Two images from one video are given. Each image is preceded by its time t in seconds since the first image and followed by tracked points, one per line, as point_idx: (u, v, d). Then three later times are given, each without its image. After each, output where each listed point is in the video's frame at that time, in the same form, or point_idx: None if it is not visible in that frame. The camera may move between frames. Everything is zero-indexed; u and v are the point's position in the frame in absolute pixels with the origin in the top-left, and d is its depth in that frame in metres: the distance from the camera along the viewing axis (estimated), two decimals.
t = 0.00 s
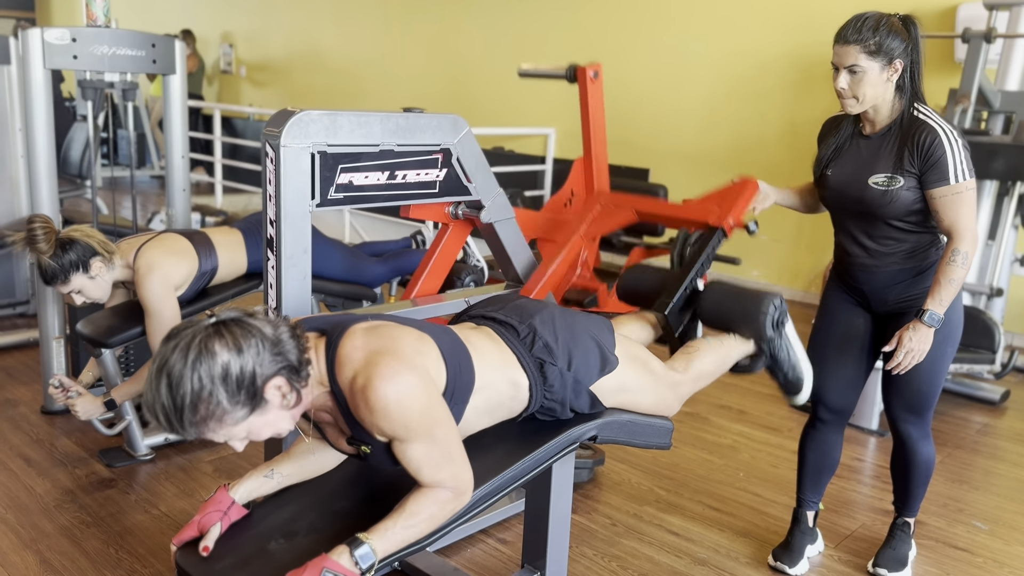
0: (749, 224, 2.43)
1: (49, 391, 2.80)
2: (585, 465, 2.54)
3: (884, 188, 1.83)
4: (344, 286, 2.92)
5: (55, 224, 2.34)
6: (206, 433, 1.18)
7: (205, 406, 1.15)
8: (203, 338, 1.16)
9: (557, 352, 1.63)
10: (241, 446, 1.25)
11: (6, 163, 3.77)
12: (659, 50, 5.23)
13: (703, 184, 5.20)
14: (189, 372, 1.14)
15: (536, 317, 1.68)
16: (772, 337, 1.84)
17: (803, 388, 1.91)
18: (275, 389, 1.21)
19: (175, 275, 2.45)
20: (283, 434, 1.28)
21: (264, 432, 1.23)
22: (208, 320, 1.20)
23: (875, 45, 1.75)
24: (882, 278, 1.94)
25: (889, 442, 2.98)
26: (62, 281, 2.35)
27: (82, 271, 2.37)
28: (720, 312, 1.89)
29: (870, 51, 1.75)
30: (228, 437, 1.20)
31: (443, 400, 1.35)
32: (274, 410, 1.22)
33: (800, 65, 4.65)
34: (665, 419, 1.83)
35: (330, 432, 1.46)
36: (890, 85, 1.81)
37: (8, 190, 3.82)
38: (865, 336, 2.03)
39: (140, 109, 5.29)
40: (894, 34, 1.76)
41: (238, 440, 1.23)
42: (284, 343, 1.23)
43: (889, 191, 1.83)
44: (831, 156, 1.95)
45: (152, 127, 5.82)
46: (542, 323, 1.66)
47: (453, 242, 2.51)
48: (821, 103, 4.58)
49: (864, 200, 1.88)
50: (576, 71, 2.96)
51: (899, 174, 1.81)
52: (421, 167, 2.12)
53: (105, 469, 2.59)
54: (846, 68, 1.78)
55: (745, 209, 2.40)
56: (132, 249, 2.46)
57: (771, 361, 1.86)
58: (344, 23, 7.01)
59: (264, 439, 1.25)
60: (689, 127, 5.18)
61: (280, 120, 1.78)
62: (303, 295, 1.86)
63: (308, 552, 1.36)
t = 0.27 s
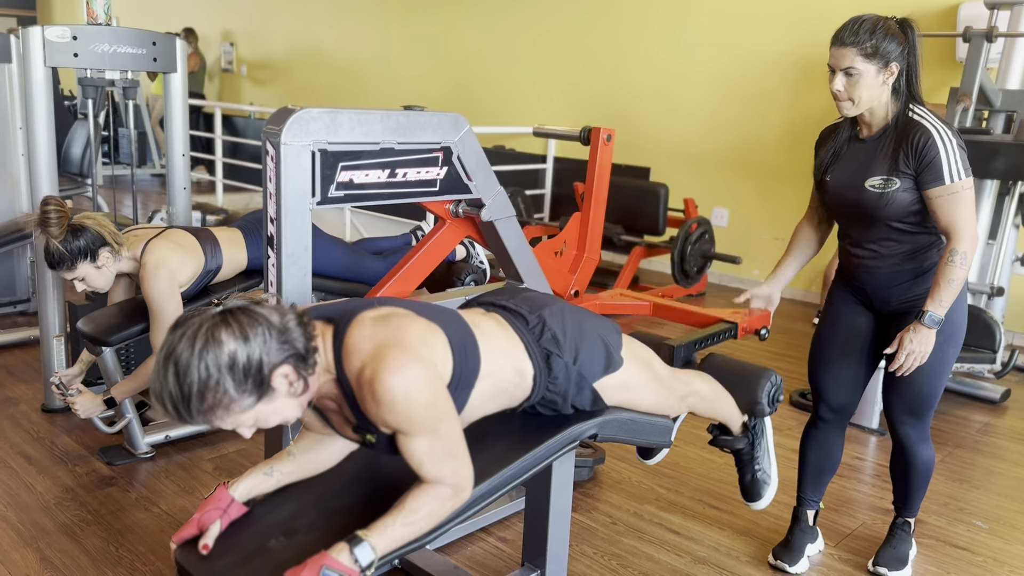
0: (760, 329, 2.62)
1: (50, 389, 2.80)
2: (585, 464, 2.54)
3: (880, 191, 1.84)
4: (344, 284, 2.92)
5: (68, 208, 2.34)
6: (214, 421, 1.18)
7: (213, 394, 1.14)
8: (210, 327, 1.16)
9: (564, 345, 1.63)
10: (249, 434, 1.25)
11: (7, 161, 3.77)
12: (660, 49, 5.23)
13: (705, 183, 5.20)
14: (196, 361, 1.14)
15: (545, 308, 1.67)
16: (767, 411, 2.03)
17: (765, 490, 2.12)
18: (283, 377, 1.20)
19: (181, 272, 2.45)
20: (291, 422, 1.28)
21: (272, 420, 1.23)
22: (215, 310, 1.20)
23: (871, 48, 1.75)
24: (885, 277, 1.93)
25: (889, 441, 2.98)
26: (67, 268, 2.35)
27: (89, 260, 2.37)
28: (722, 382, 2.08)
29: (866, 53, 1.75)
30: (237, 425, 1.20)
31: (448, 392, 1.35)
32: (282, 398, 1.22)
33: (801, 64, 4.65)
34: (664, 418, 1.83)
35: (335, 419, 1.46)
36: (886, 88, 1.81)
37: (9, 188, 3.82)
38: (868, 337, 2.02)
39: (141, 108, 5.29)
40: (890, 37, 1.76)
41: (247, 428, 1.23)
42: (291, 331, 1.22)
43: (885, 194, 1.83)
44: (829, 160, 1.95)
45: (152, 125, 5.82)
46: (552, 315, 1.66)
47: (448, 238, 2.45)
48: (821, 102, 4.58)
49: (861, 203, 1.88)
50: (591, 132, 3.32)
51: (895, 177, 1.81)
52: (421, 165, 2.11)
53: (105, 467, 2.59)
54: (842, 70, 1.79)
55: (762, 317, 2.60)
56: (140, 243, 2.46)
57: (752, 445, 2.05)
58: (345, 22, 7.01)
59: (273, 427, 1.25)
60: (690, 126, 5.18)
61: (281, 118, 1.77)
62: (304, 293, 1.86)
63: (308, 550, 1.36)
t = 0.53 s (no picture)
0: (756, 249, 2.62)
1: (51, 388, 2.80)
2: (586, 462, 2.54)
3: (881, 186, 1.84)
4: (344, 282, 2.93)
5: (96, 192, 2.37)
6: (214, 430, 1.19)
7: (212, 403, 1.15)
8: (210, 336, 1.16)
9: (563, 348, 1.63)
10: (249, 441, 1.26)
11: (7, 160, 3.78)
12: (661, 48, 5.23)
13: (705, 182, 5.20)
14: (196, 369, 1.14)
15: (542, 311, 1.68)
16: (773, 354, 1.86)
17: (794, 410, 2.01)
18: (283, 385, 1.20)
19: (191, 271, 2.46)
20: (290, 429, 1.28)
21: (272, 428, 1.23)
22: (215, 318, 1.20)
23: (877, 43, 1.75)
24: (884, 275, 1.94)
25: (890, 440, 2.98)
26: (80, 253, 2.37)
27: (103, 249, 2.39)
28: (724, 328, 1.90)
29: (872, 48, 1.75)
30: (236, 433, 1.21)
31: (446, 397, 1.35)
32: (281, 406, 1.22)
33: (801, 63, 4.65)
34: (665, 416, 1.84)
35: (334, 427, 1.47)
36: (892, 83, 1.81)
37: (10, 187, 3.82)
38: (869, 335, 2.02)
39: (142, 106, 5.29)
40: (897, 33, 1.76)
41: (246, 435, 1.23)
42: (291, 339, 1.22)
43: (886, 188, 1.83)
44: (830, 155, 1.95)
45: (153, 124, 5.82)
46: (549, 317, 1.66)
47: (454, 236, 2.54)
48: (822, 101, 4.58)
49: (864, 198, 1.88)
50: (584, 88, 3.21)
51: (896, 172, 1.81)
52: (422, 164, 2.12)
53: (106, 466, 2.59)
54: (849, 65, 1.78)
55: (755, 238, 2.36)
56: (156, 238, 2.47)
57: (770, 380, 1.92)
58: (345, 20, 7.01)
59: (272, 435, 1.25)
60: (691, 125, 5.18)
61: (282, 117, 1.78)
62: (304, 292, 1.86)
63: (308, 549, 1.36)
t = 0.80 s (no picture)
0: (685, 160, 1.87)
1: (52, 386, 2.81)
2: (586, 461, 2.54)
3: (884, 176, 1.83)
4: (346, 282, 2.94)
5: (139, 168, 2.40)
6: (205, 437, 1.19)
7: (203, 411, 1.15)
8: (201, 343, 1.16)
9: (557, 347, 1.62)
10: (241, 449, 1.26)
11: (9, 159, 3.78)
12: (661, 47, 5.23)
13: (705, 181, 5.20)
14: (187, 377, 1.15)
15: (534, 310, 1.66)
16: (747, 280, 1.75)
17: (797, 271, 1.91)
18: (274, 393, 1.21)
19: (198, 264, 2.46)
20: (282, 436, 1.28)
21: (263, 435, 1.24)
22: (207, 325, 1.20)
23: (889, 29, 1.76)
24: (875, 270, 1.95)
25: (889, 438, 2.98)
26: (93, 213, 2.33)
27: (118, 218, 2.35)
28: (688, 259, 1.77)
29: (884, 34, 1.76)
30: (227, 440, 1.21)
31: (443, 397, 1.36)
32: (273, 414, 1.22)
33: (802, 62, 4.65)
34: (666, 415, 1.84)
35: (331, 430, 1.47)
36: (898, 74, 1.81)
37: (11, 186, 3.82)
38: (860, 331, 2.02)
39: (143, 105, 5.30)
40: (908, 23, 1.77)
41: (237, 443, 1.24)
42: (283, 347, 1.22)
43: (888, 179, 1.83)
44: (830, 145, 1.94)
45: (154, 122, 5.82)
46: (541, 316, 1.64)
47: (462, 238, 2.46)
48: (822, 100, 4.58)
49: (863, 188, 1.87)
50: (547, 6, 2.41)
51: (900, 163, 1.81)
52: (422, 163, 2.12)
53: (107, 464, 2.59)
54: (858, 49, 1.79)
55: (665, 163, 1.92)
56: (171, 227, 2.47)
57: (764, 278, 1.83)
58: (346, 19, 7.01)
59: (264, 442, 1.26)
60: (691, 124, 5.18)
61: (283, 115, 1.78)
62: (305, 291, 1.86)
63: (309, 547, 1.37)
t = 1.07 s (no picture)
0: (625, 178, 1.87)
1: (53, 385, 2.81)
2: (586, 460, 2.54)
3: (890, 172, 1.83)
4: (346, 280, 2.94)
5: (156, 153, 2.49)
6: (186, 455, 1.19)
7: (183, 429, 1.15)
8: (181, 361, 1.16)
9: (547, 355, 1.62)
10: (224, 466, 1.26)
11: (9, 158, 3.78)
12: (662, 45, 5.23)
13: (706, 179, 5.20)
14: (166, 395, 1.15)
15: (522, 318, 1.65)
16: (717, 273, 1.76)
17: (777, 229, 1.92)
18: (256, 410, 1.20)
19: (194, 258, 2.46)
20: (265, 453, 1.28)
21: (245, 452, 1.23)
22: (187, 343, 1.20)
23: (888, 19, 1.76)
24: (868, 268, 1.94)
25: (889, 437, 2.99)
26: (102, 183, 2.39)
27: (126, 195, 2.40)
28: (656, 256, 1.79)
29: (882, 23, 1.76)
30: (209, 458, 1.21)
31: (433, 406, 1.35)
32: (254, 431, 1.22)
33: (802, 61, 4.65)
34: (666, 413, 1.84)
35: (320, 443, 1.46)
36: (893, 66, 1.81)
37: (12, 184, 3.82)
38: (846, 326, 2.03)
39: (143, 103, 5.30)
40: (904, 16, 1.78)
41: (219, 461, 1.24)
42: (264, 363, 1.22)
43: (894, 175, 1.82)
44: (824, 140, 1.93)
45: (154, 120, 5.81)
46: (529, 324, 1.64)
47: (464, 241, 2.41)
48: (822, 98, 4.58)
49: (864, 184, 1.86)
50: None
51: (905, 159, 1.81)
52: (423, 162, 2.12)
53: (107, 463, 2.59)
54: (856, 37, 1.78)
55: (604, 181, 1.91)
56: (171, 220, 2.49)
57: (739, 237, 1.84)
58: (346, 17, 7.01)
59: (246, 459, 1.25)
60: (691, 123, 5.18)
61: (283, 114, 1.78)
62: (306, 289, 1.86)
63: (309, 547, 1.37)
